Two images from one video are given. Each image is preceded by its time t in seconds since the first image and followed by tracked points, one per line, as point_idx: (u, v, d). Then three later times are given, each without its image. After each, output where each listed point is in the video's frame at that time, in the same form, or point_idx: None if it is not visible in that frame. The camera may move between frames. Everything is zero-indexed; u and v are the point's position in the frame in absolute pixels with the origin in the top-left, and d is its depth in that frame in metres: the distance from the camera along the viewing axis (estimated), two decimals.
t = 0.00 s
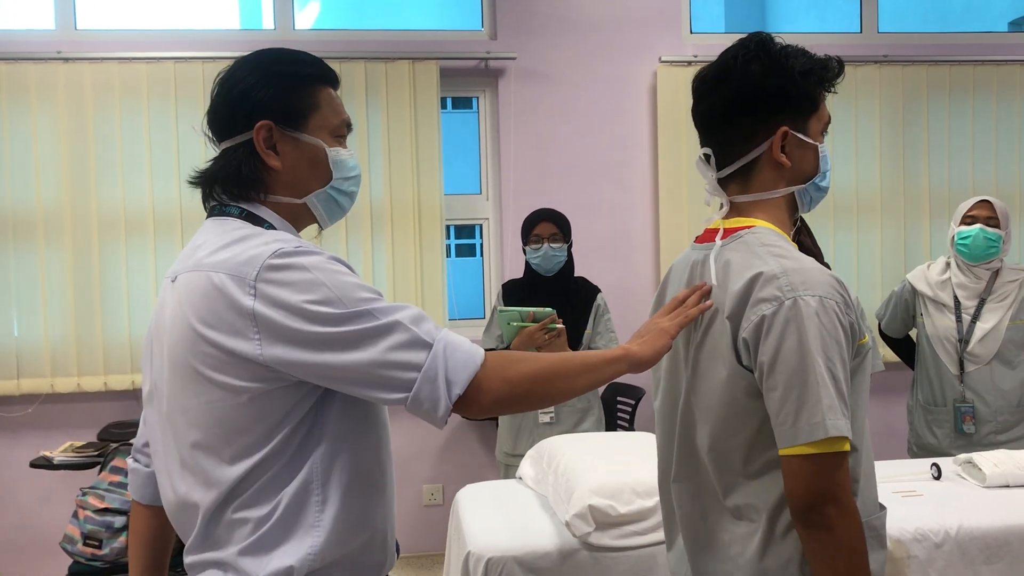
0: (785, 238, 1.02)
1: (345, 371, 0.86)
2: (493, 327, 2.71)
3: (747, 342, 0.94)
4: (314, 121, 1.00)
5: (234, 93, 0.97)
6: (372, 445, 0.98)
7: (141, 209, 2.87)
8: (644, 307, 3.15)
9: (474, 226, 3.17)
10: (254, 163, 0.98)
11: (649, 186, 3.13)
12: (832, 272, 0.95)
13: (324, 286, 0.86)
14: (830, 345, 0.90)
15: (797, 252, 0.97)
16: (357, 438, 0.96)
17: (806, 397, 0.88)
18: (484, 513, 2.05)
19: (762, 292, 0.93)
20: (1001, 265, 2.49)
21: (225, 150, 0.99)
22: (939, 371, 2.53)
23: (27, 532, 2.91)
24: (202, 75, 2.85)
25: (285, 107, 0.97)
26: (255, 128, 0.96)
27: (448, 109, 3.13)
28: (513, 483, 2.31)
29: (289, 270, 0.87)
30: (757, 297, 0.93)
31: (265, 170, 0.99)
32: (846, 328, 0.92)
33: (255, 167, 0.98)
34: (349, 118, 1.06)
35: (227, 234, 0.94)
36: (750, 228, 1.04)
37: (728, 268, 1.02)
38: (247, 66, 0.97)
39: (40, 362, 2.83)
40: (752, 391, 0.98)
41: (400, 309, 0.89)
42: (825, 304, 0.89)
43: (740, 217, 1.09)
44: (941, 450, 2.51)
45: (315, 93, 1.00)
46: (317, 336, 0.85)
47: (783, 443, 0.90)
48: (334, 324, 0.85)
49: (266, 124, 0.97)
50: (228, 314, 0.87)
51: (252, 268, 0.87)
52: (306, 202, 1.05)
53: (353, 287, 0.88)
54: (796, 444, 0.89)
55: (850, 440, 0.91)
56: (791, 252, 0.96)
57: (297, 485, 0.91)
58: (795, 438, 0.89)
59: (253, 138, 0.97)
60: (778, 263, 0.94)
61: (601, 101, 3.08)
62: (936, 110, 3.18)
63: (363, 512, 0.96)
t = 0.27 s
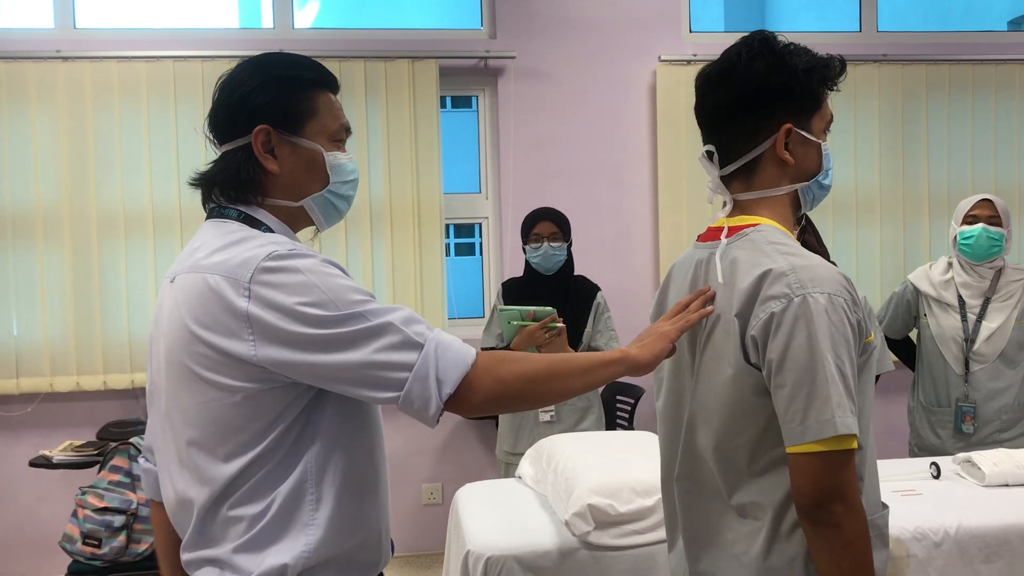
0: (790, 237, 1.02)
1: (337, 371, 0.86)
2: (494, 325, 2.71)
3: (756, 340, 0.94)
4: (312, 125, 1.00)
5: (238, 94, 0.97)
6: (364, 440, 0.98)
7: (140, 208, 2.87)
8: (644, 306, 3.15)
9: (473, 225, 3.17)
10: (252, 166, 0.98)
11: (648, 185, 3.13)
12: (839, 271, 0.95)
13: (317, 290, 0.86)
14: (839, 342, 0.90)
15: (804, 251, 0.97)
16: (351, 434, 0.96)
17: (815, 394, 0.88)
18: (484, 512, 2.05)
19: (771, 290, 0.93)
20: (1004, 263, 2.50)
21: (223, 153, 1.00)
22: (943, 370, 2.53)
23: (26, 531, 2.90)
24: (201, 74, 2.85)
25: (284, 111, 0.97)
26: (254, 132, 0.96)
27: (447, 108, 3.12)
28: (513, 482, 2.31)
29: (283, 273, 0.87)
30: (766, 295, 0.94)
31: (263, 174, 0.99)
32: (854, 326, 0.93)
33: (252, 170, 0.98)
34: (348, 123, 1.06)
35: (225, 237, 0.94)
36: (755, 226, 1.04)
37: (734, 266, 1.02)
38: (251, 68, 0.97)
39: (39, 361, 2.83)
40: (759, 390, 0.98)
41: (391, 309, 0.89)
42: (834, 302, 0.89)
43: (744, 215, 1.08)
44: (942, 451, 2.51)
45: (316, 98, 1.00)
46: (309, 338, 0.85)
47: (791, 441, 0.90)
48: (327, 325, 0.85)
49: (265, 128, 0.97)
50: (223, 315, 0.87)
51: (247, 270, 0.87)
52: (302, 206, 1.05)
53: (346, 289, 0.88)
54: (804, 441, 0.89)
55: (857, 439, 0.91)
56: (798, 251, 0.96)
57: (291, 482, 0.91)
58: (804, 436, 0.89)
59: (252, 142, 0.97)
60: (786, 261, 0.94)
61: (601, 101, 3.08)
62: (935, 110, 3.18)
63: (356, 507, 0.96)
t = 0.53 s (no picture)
0: (790, 238, 1.02)
1: (333, 370, 0.86)
2: (494, 325, 2.71)
3: (755, 340, 0.94)
4: (304, 130, 1.00)
5: (234, 96, 0.96)
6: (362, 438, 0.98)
7: (140, 207, 2.87)
8: (644, 306, 3.15)
9: (473, 225, 3.17)
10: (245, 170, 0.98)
11: (648, 185, 3.13)
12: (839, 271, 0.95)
13: (312, 290, 0.86)
14: (838, 343, 0.90)
15: (805, 252, 0.96)
16: (349, 433, 0.96)
17: (814, 395, 0.88)
18: (483, 512, 2.05)
19: (770, 291, 0.93)
20: (1002, 265, 2.51)
21: (217, 157, 1.00)
22: (943, 372, 2.51)
23: (26, 530, 2.90)
24: (201, 74, 2.85)
25: (278, 114, 0.97)
26: (246, 136, 0.96)
27: (447, 108, 3.12)
28: (513, 482, 2.31)
29: (277, 274, 0.87)
30: (765, 296, 0.93)
31: (256, 178, 1.00)
32: (853, 327, 0.92)
33: (245, 174, 0.98)
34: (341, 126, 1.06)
35: (221, 240, 0.94)
36: (756, 227, 1.04)
37: (734, 266, 1.02)
38: (247, 70, 0.97)
39: (39, 361, 2.83)
40: (759, 391, 0.98)
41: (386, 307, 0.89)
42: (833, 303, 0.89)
43: (744, 216, 1.08)
44: (941, 452, 2.51)
45: (309, 101, 1.00)
46: (305, 338, 0.85)
47: (790, 442, 0.90)
48: (322, 326, 0.85)
49: (258, 133, 0.97)
50: (219, 318, 0.87)
51: (243, 272, 0.87)
52: (296, 210, 1.05)
53: (341, 289, 0.88)
54: (802, 442, 0.89)
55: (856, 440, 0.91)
56: (798, 252, 0.96)
57: (287, 481, 0.91)
58: (802, 437, 0.89)
59: (243, 146, 0.97)
60: (786, 263, 0.94)
61: (601, 101, 3.08)
62: (935, 111, 3.18)
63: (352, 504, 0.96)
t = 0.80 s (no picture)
0: (796, 239, 1.02)
1: (333, 366, 0.86)
2: (495, 326, 2.70)
3: (760, 341, 0.94)
4: (304, 137, 1.00)
5: (238, 97, 0.96)
6: (363, 435, 0.98)
7: (140, 207, 2.87)
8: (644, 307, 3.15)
9: (474, 226, 3.16)
10: (243, 174, 0.99)
11: (649, 186, 3.13)
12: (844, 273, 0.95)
13: (308, 289, 0.86)
14: (843, 344, 0.90)
15: (810, 254, 0.97)
16: (348, 431, 0.96)
17: (818, 396, 0.89)
18: (483, 513, 2.05)
19: (776, 292, 0.93)
20: (996, 267, 2.53)
21: (216, 157, 1.00)
22: (941, 375, 2.51)
23: (25, 530, 2.90)
24: (202, 74, 2.85)
25: (276, 120, 0.97)
26: (245, 140, 0.97)
27: (449, 109, 3.12)
28: (512, 484, 2.31)
29: (274, 274, 0.87)
30: (771, 296, 0.93)
31: (253, 182, 1.00)
32: (858, 329, 0.92)
33: (242, 178, 0.99)
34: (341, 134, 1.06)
35: (220, 242, 0.94)
36: (762, 228, 1.04)
37: (738, 266, 1.01)
38: (251, 73, 0.97)
39: (39, 361, 2.83)
40: (762, 391, 0.98)
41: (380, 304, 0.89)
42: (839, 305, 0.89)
43: (748, 218, 1.08)
44: (937, 454, 2.51)
45: (310, 106, 1.00)
46: (303, 337, 0.85)
47: (793, 443, 0.90)
48: (319, 324, 0.85)
49: (257, 137, 0.97)
50: (219, 321, 0.87)
51: (241, 274, 0.87)
52: (292, 216, 1.05)
53: (337, 287, 0.88)
54: (806, 443, 0.89)
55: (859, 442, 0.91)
56: (804, 254, 0.96)
57: (286, 478, 0.91)
58: (806, 438, 0.89)
59: (242, 150, 0.97)
60: (792, 265, 0.94)
61: (602, 102, 3.08)
62: (936, 113, 3.19)
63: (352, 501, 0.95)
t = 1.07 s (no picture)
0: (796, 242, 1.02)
1: (331, 372, 0.86)
2: (495, 328, 2.70)
3: (763, 345, 0.94)
4: (305, 139, 1.00)
5: (241, 99, 0.97)
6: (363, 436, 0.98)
7: (142, 207, 2.87)
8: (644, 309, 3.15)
9: (475, 228, 3.17)
10: (245, 175, 0.99)
11: (650, 188, 3.13)
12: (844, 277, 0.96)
13: (307, 294, 0.86)
14: (846, 348, 0.90)
15: (810, 258, 0.97)
16: (348, 430, 0.96)
17: (823, 399, 0.89)
18: (483, 514, 2.05)
19: (778, 296, 0.93)
20: (993, 269, 2.52)
21: (220, 158, 1.00)
22: (937, 380, 2.50)
23: (25, 530, 2.90)
24: (203, 75, 2.85)
25: (279, 121, 0.97)
26: (246, 141, 0.97)
27: (450, 110, 3.13)
28: (513, 485, 2.31)
29: (274, 279, 0.87)
30: (773, 300, 0.93)
31: (255, 183, 1.00)
32: (860, 332, 0.93)
33: (244, 179, 0.99)
34: (343, 135, 1.05)
35: (222, 244, 0.94)
36: (762, 231, 1.03)
37: (739, 270, 1.01)
38: (254, 76, 0.97)
39: (40, 360, 2.83)
40: (764, 395, 0.98)
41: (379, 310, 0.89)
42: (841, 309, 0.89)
43: (750, 220, 1.08)
44: (936, 457, 2.50)
45: (314, 109, 1.00)
46: (302, 343, 0.85)
47: (799, 447, 0.90)
48: (318, 331, 0.85)
49: (257, 139, 0.97)
50: (219, 325, 0.87)
51: (241, 278, 0.87)
52: (293, 217, 1.05)
53: (336, 293, 0.88)
54: (811, 448, 0.89)
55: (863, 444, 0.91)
56: (805, 258, 0.96)
57: (285, 477, 0.91)
58: (811, 441, 0.89)
59: (243, 151, 0.98)
60: (793, 269, 0.94)
61: (603, 104, 3.09)
62: (937, 116, 3.19)
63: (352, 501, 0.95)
